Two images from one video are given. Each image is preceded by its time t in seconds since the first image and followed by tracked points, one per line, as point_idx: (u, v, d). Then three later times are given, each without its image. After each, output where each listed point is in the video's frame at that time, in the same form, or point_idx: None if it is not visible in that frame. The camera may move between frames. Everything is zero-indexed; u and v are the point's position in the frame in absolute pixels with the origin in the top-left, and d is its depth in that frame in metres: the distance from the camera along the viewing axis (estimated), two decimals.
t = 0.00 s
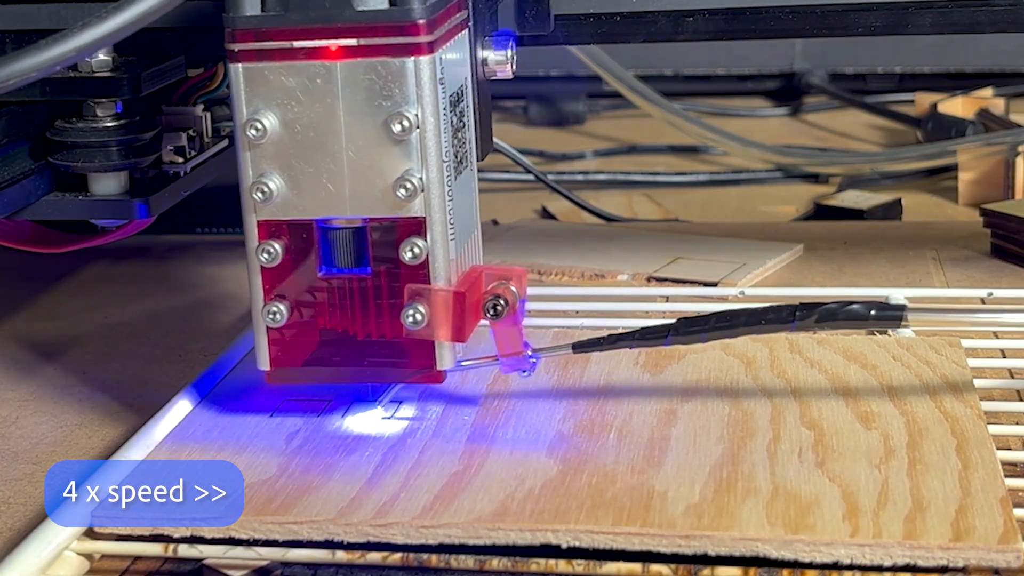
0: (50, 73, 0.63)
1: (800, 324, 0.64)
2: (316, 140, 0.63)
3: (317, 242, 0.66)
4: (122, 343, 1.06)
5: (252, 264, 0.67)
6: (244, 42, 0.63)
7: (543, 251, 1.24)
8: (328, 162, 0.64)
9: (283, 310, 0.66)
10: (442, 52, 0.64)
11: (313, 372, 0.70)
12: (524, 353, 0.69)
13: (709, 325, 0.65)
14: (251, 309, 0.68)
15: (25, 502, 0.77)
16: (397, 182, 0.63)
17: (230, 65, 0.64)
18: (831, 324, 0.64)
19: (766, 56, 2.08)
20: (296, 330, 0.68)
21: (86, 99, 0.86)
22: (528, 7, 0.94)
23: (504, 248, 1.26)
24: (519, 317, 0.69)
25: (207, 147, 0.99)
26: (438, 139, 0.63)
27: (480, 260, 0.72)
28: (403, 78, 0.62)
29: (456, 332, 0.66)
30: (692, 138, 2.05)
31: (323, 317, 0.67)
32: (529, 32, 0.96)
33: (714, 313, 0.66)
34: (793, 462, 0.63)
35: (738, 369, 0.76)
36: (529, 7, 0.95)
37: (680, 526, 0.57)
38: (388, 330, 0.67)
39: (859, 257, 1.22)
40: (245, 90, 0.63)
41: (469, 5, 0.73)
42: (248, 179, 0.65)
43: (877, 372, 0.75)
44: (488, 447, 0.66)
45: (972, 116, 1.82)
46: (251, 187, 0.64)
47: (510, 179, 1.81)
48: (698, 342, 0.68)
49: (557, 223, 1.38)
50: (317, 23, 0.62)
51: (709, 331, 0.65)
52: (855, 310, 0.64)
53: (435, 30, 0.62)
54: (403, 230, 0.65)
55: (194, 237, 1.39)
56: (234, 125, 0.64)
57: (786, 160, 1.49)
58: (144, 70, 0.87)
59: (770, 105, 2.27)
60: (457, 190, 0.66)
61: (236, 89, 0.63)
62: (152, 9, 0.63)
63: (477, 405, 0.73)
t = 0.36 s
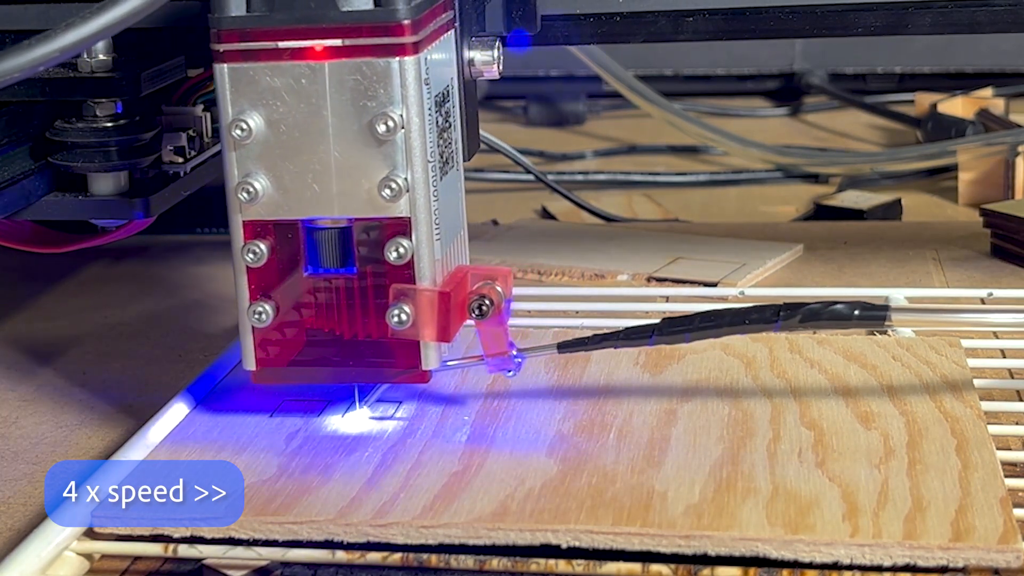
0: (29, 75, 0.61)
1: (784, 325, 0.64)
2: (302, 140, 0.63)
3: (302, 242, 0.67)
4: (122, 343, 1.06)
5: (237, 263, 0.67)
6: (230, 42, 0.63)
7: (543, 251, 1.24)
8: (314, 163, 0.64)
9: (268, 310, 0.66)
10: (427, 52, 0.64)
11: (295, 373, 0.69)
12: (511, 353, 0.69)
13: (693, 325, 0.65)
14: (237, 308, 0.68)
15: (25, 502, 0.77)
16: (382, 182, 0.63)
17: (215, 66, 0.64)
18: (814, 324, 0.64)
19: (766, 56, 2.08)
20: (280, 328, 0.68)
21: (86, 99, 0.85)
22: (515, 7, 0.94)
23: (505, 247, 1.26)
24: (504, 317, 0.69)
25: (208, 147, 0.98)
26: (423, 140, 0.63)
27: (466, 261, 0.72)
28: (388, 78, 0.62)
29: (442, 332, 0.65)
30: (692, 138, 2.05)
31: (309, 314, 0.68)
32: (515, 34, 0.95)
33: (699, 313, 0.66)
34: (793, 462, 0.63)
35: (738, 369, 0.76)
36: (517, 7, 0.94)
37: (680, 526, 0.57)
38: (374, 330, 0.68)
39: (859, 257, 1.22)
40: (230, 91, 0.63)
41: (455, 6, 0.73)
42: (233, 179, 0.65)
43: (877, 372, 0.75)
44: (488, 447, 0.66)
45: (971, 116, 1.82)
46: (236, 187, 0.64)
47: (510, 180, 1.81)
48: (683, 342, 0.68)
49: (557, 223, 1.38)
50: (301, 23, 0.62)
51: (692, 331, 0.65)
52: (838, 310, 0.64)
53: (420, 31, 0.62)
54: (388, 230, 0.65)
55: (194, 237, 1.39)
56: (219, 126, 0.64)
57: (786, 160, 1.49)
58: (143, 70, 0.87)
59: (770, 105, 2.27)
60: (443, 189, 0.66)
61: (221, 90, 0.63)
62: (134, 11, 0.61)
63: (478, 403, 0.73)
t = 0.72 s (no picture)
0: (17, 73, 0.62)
1: (767, 324, 0.63)
2: (287, 140, 0.63)
3: (288, 242, 0.66)
4: (122, 343, 1.06)
5: (223, 263, 0.67)
6: (216, 43, 0.63)
7: (543, 251, 1.24)
8: (299, 163, 0.64)
9: (254, 311, 0.66)
10: (412, 52, 0.64)
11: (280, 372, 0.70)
12: (496, 353, 0.70)
13: (676, 326, 0.65)
14: (223, 309, 0.67)
15: (25, 502, 0.77)
16: (367, 182, 0.63)
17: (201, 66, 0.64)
18: (799, 323, 0.63)
19: (766, 56, 2.08)
20: (266, 327, 0.68)
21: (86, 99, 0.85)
22: (502, 8, 0.95)
23: (505, 247, 1.26)
24: (490, 316, 0.69)
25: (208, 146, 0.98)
26: (408, 140, 0.63)
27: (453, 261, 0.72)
28: (372, 78, 0.62)
29: (426, 332, 0.66)
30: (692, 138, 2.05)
31: (298, 315, 0.68)
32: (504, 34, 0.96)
33: (682, 313, 0.66)
34: (793, 462, 0.63)
35: (738, 369, 0.76)
36: (503, 9, 0.95)
37: (680, 526, 0.57)
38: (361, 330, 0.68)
39: (859, 257, 1.22)
40: (216, 90, 0.63)
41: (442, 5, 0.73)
42: (219, 179, 0.65)
43: (877, 372, 0.75)
44: (488, 447, 0.66)
45: (971, 116, 1.82)
46: (222, 187, 0.64)
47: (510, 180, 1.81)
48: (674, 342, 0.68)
49: (557, 223, 1.38)
50: (287, 24, 0.62)
51: (678, 332, 0.65)
52: (823, 310, 0.63)
53: (405, 31, 0.62)
54: (373, 230, 0.65)
55: (194, 237, 1.39)
56: (205, 126, 0.64)
57: (786, 160, 1.49)
58: (144, 71, 0.86)
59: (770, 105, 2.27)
60: (428, 189, 0.66)
61: (207, 90, 0.63)
62: (119, 12, 0.61)
63: (476, 403, 0.73)
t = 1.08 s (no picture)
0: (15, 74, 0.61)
1: (764, 320, 0.63)
2: (287, 138, 0.63)
3: (288, 238, 0.66)
4: (122, 343, 1.06)
5: (224, 260, 0.66)
6: (216, 41, 0.63)
7: (543, 251, 1.24)
8: (299, 161, 0.64)
9: (255, 308, 0.66)
10: (411, 51, 0.64)
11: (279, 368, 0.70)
12: (496, 349, 0.70)
13: (676, 321, 0.65)
14: (223, 306, 0.67)
15: (25, 502, 0.77)
16: (367, 180, 0.63)
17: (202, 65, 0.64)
18: (795, 320, 0.63)
19: (766, 57, 2.18)
20: (266, 325, 0.68)
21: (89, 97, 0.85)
22: (502, 7, 0.94)
23: (505, 248, 1.26)
24: (490, 313, 0.69)
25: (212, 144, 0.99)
26: (408, 138, 0.63)
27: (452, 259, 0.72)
28: (372, 77, 0.62)
29: (426, 329, 0.66)
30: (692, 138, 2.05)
31: (298, 311, 0.68)
32: (503, 34, 0.95)
33: (681, 310, 0.66)
34: (794, 462, 0.63)
35: (738, 369, 0.76)
36: (502, 8, 0.94)
37: (680, 526, 0.57)
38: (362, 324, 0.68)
39: (859, 257, 1.22)
40: (217, 89, 0.63)
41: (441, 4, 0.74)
42: (219, 177, 0.65)
43: (877, 372, 0.75)
44: (488, 446, 0.66)
45: (971, 116, 1.82)
46: (223, 185, 0.64)
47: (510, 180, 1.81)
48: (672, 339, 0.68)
49: (558, 223, 1.38)
50: (287, 23, 0.62)
51: (676, 328, 0.64)
52: (819, 307, 0.63)
53: (404, 30, 0.62)
54: (373, 227, 0.65)
55: (195, 237, 1.39)
56: (206, 124, 0.64)
57: (786, 160, 1.49)
58: (147, 69, 0.87)
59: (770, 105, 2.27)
60: (428, 188, 0.66)
61: (208, 88, 0.63)
62: (122, 9, 0.61)
63: (476, 403, 0.73)
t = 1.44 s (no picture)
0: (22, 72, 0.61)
1: (765, 316, 0.64)
2: (291, 136, 0.64)
3: (293, 234, 0.67)
4: (122, 343, 1.06)
5: (228, 256, 0.66)
6: (220, 39, 0.63)
7: (543, 251, 1.24)
8: (303, 158, 0.64)
9: (260, 303, 0.66)
10: (415, 49, 0.64)
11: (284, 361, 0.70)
12: (499, 346, 0.70)
13: (677, 317, 0.65)
14: (228, 302, 0.67)
15: (25, 502, 0.77)
16: (370, 176, 0.63)
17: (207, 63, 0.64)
18: (795, 316, 0.64)
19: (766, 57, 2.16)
20: (271, 321, 0.68)
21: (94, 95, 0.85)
22: (503, 6, 0.92)
23: (505, 247, 1.26)
24: (491, 309, 0.69)
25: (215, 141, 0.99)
26: (411, 135, 0.63)
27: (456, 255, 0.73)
28: (375, 75, 0.62)
29: (429, 324, 0.66)
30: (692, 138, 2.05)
31: (303, 305, 0.69)
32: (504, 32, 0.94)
33: (682, 306, 0.67)
34: (793, 462, 0.63)
35: (738, 368, 0.76)
36: (504, 6, 0.93)
37: (680, 526, 0.57)
38: (364, 319, 0.68)
39: (859, 257, 1.22)
40: (222, 87, 0.63)
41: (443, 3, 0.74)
42: (224, 174, 0.64)
43: (877, 372, 0.75)
44: (488, 446, 0.66)
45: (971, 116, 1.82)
46: (227, 182, 0.64)
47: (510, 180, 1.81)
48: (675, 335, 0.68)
49: (557, 223, 1.38)
50: (291, 21, 0.62)
51: (678, 324, 0.65)
52: (819, 302, 0.64)
53: (408, 27, 0.62)
54: (377, 223, 0.65)
55: (195, 236, 1.39)
56: (211, 122, 0.64)
57: (786, 160, 1.49)
58: (151, 68, 0.86)
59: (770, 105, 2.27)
60: (431, 185, 0.66)
61: (212, 86, 0.63)
62: (127, 8, 0.61)
63: (476, 403, 0.73)
